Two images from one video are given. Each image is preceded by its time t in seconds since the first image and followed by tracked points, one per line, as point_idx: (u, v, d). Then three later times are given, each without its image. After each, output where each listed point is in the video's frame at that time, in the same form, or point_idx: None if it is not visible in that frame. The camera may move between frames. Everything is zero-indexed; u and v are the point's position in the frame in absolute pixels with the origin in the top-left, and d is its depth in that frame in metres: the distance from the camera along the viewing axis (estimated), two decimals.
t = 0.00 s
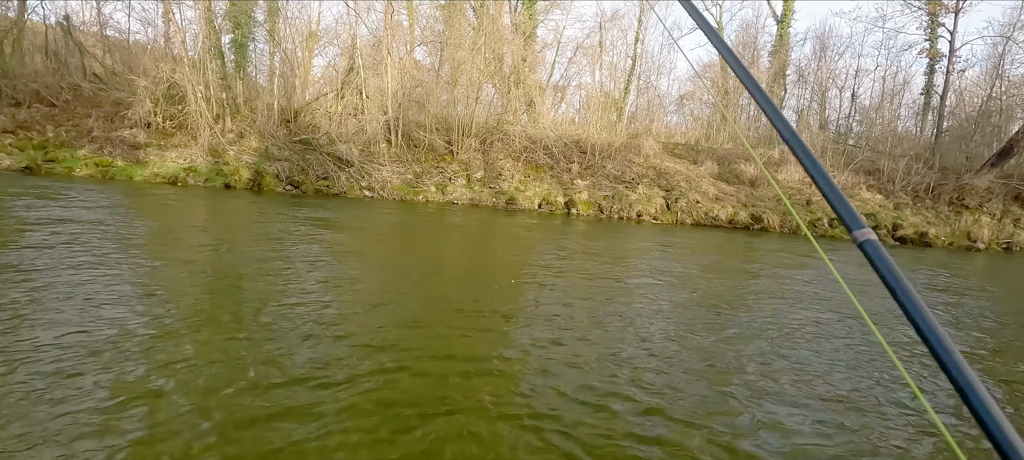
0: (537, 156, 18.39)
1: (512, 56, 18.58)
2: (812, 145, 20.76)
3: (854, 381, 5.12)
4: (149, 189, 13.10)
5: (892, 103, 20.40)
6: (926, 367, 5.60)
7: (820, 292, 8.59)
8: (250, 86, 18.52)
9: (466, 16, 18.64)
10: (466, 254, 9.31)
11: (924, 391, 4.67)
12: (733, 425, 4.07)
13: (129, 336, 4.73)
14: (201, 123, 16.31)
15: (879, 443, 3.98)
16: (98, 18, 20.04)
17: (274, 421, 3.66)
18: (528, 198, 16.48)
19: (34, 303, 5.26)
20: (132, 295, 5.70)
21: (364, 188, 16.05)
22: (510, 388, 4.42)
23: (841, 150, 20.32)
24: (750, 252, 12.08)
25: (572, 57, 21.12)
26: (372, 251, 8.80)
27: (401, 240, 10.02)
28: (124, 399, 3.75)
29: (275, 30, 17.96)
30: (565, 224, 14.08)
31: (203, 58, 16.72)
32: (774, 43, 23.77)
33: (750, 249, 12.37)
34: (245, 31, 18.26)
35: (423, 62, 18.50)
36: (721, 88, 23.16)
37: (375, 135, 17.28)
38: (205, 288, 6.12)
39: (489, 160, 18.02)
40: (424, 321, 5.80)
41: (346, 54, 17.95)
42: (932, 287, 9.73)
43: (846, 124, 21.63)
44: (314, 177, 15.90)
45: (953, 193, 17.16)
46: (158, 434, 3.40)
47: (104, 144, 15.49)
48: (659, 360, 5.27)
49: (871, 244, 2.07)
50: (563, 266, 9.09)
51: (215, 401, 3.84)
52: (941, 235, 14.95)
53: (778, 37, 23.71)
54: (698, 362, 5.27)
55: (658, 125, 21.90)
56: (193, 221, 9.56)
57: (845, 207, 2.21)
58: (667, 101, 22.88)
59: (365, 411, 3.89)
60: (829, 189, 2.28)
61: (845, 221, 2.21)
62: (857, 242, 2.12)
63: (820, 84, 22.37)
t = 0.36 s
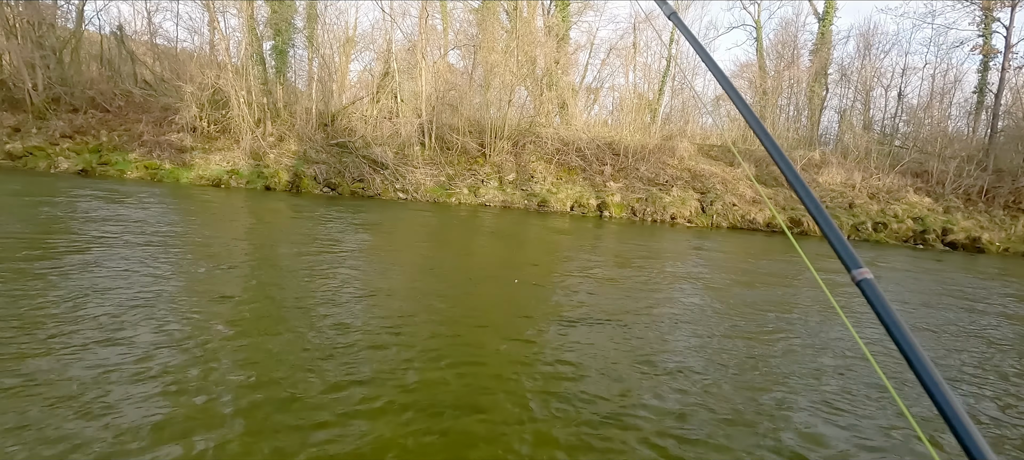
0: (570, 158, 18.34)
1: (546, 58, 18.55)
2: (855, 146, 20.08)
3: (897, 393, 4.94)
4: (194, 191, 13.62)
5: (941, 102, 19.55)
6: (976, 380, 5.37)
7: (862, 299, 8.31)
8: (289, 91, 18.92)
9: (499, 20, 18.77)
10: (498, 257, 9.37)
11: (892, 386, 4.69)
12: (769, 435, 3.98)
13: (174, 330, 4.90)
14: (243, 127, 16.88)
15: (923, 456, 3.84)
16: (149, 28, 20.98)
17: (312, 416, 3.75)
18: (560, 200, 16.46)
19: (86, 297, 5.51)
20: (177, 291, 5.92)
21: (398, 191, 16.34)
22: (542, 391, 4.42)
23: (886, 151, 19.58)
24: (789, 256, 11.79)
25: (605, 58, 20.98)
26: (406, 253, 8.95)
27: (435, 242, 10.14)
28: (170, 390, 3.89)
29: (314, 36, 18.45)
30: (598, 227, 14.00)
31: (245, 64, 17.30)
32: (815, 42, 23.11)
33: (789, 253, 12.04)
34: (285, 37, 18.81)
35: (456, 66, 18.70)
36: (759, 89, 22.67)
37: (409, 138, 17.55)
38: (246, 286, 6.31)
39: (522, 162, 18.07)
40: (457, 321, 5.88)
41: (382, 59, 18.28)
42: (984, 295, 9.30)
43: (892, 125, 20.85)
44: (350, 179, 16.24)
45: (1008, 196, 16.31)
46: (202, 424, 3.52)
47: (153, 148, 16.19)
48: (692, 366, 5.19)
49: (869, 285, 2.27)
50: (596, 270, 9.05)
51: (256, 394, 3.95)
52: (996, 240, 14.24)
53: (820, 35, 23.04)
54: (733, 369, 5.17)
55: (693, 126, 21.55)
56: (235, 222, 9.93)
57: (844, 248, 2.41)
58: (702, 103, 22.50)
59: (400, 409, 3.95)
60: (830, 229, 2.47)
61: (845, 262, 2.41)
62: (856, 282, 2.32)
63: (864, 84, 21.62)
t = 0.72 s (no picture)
0: (604, 160, 18.20)
1: (580, 60, 18.46)
2: (904, 148, 19.27)
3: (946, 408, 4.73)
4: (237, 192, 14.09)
5: (998, 102, 18.58)
6: None
7: (908, 308, 7.99)
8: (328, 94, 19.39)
9: (534, 22, 18.80)
10: (530, 258, 9.39)
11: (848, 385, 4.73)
12: (809, 450, 3.87)
13: (217, 327, 5.09)
14: (284, 129, 17.37)
15: None
16: (197, 34, 21.84)
17: (348, 413, 3.84)
18: (593, 203, 16.36)
19: (135, 294, 5.74)
20: (221, 289, 6.14)
21: (433, 192, 16.54)
22: (572, 395, 4.42)
23: (938, 154, 18.72)
24: (831, 262, 11.42)
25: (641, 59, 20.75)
26: (438, 254, 9.06)
27: (468, 243, 10.24)
28: (214, 385, 4.04)
29: (352, 41, 18.86)
30: (631, 230, 13.86)
31: (286, 69, 17.82)
32: (861, 40, 22.32)
33: (831, 259, 11.65)
34: (325, 42, 19.33)
35: (491, 69, 18.79)
36: (801, 89, 22.01)
37: (444, 140, 17.73)
38: (285, 285, 6.50)
39: (555, 164, 18.02)
40: (488, 322, 5.93)
41: (418, 62, 18.54)
42: None
43: (944, 125, 19.93)
44: (386, 181, 16.53)
45: None
46: (243, 419, 3.64)
47: (200, 150, 16.82)
48: (726, 376, 5.08)
49: (836, 326, 2.43)
50: (628, 273, 8.97)
51: (293, 391, 4.07)
52: None
53: (866, 33, 22.24)
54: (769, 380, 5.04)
55: (731, 128, 21.08)
56: (275, 223, 10.26)
57: (813, 289, 2.58)
58: (741, 104, 22.00)
59: (431, 409, 4.01)
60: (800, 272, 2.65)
61: (815, 303, 2.57)
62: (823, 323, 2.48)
63: (914, 84, 20.75)
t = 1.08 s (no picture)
0: (638, 163, 18.01)
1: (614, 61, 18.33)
2: (955, 151, 18.44)
3: (996, 425, 4.56)
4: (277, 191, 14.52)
5: None
6: None
7: (959, 319, 7.64)
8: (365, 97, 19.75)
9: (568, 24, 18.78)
10: (562, 260, 9.37)
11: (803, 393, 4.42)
12: None
13: (257, 322, 5.22)
14: (322, 131, 17.79)
15: None
16: (241, 39, 22.60)
17: (383, 408, 3.95)
18: (626, 205, 16.20)
19: (181, 287, 6.00)
20: (260, 285, 6.31)
21: (465, 193, 16.67)
22: (605, 401, 4.35)
23: (992, 157, 17.84)
24: (874, 269, 11.02)
25: (676, 60, 20.46)
26: (470, 254, 9.15)
27: (500, 244, 10.30)
28: (253, 379, 4.14)
29: (389, 44, 19.22)
30: (665, 233, 13.68)
31: (325, 72, 18.28)
32: (909, 39, 21.48)
33: (875, 266, 11.23)
34: (362, 46, 19.74)
35: (525, 70, 18.83)
36: (844, 90, 21.32)
37: (477, 141, 17.83)
38: (321, 283, 6.65)
39: (588, 166, 17.92)
40: (520, 323, 5.95)
41: (452, 64, 18.74)
42: None
43: (999, 127, 18.98)
44: (420, 182, 16.75)
45: None
46: (282, 413, 3.73)
47: (242, 150, 17.38)
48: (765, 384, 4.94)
49: (824, 370, 2.60)
50: (661, 276, 8.85)
51: (329, 389, 4.14)
52: None
53: (915, 31, 21.38)
54: (808, 391, 4.89)
55: (770, 129, 20.57)
56: (313, 222, 10.55)
57: (801, 332, 2.77)
58: (780, 104, 21.45)
59: (463, 409, 4.03)
60: (789, 315, 2.85)
61: (802, 346, 2.75)
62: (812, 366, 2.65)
63: (966, 84, 19.85)
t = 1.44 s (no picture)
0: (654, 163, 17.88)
1: (631, 61, 18.22)
2: (981, 151, 18.01)
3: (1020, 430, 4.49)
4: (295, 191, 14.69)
5: None
6: None
7: (984, 324, 7.45)
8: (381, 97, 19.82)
9: (584, 24, 18.68)
10: (576, 260, 9.36)
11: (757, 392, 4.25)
12: None
13: (272, 321, 5.28)
14: (339, 131, 17.95)
15: None
16: (260, 40, 22.89)
17: (399, 405, 4.01)
18: (642, 206, 16.10)
19: (204, 284, 6.14)
20: (279, 284, 6.42)
21: (481, 193, 16.71)
22: (617, 402, 4.31)
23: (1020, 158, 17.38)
24: (897, 271, 10.83)
25: (694, 60, 20.27)
26: (485, 254, 9.17)
27: (515, 244, 10.30)
28: (267, 377, 4.18)
29: (406, 45, 19.33)
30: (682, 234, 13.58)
31: (343, 72, 18.45)
32: (934, 37, 21.02)
33: (898, 268, 11.04)
34: (379, 46, 19.85)
35: (540, 70, 18.79)
36: (866, 89, 20.96)
37: (492, 141, 17.84)
38: (337, 282, 6.71)
39: (604, 166, 17.85)
40: (533, 323, 5.94)
41: (468, 64, 18.77)
42: None
43: None
44: (436, 181, 16.83)
45: None
46: (294, 412, 3.76)
47: (261, 150, 17.61)
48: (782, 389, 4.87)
49: (797, 399, 2.48)
50: (677, 277, 8.79)
51: (342, 388, 4.16)
52: None
53: (940, 29, 20.92)
54: (826, 396, 4.81)
55: (789, 129, 20.29)
56: (331, 221, 10.69)
57: (777, 359, 2.63)
58: (800, 104, 21.16)
59: (474, 410, 4.02)
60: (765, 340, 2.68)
61: (778, 374, 2.62)
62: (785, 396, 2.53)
63: (993, 83, 19.39)
